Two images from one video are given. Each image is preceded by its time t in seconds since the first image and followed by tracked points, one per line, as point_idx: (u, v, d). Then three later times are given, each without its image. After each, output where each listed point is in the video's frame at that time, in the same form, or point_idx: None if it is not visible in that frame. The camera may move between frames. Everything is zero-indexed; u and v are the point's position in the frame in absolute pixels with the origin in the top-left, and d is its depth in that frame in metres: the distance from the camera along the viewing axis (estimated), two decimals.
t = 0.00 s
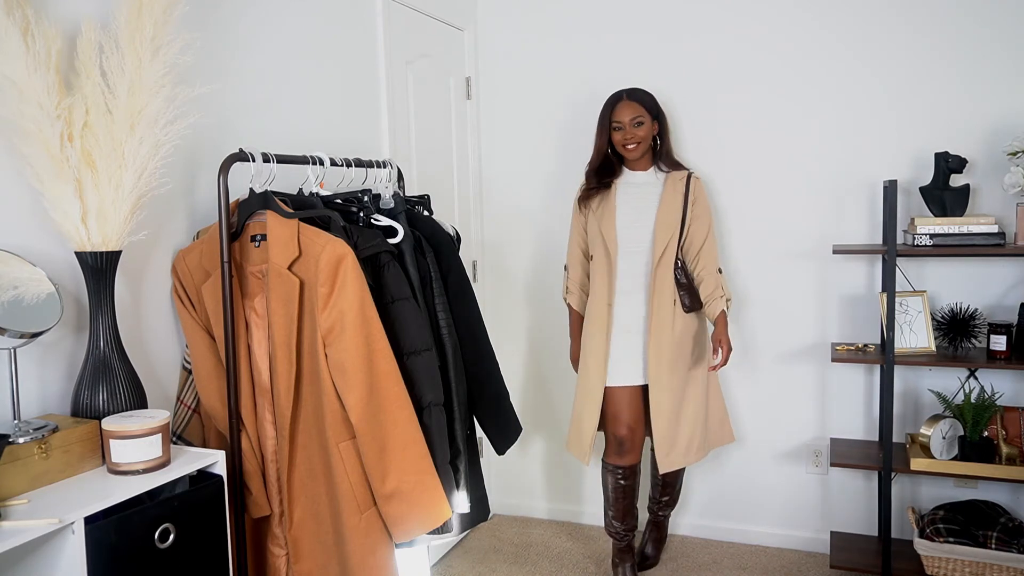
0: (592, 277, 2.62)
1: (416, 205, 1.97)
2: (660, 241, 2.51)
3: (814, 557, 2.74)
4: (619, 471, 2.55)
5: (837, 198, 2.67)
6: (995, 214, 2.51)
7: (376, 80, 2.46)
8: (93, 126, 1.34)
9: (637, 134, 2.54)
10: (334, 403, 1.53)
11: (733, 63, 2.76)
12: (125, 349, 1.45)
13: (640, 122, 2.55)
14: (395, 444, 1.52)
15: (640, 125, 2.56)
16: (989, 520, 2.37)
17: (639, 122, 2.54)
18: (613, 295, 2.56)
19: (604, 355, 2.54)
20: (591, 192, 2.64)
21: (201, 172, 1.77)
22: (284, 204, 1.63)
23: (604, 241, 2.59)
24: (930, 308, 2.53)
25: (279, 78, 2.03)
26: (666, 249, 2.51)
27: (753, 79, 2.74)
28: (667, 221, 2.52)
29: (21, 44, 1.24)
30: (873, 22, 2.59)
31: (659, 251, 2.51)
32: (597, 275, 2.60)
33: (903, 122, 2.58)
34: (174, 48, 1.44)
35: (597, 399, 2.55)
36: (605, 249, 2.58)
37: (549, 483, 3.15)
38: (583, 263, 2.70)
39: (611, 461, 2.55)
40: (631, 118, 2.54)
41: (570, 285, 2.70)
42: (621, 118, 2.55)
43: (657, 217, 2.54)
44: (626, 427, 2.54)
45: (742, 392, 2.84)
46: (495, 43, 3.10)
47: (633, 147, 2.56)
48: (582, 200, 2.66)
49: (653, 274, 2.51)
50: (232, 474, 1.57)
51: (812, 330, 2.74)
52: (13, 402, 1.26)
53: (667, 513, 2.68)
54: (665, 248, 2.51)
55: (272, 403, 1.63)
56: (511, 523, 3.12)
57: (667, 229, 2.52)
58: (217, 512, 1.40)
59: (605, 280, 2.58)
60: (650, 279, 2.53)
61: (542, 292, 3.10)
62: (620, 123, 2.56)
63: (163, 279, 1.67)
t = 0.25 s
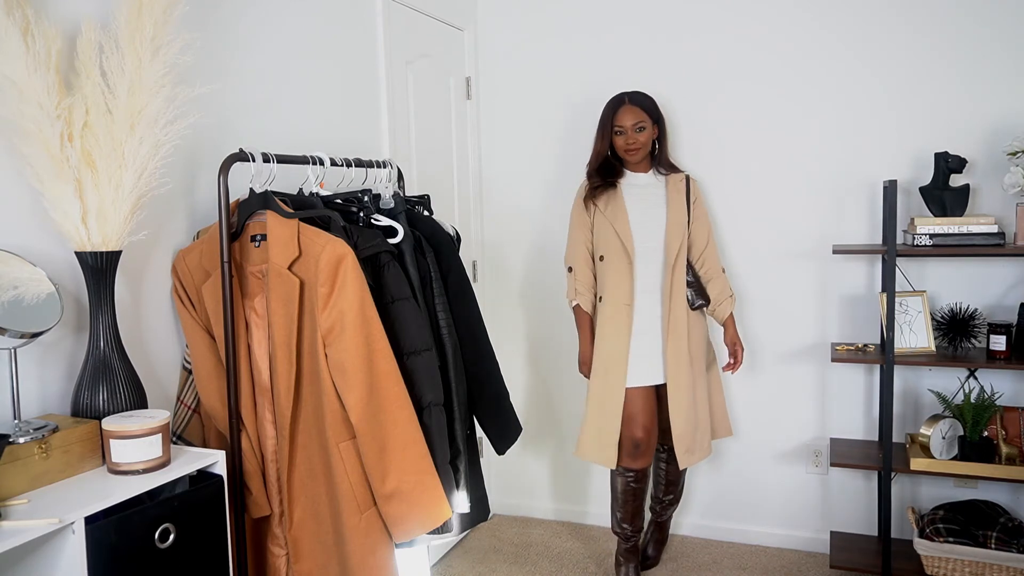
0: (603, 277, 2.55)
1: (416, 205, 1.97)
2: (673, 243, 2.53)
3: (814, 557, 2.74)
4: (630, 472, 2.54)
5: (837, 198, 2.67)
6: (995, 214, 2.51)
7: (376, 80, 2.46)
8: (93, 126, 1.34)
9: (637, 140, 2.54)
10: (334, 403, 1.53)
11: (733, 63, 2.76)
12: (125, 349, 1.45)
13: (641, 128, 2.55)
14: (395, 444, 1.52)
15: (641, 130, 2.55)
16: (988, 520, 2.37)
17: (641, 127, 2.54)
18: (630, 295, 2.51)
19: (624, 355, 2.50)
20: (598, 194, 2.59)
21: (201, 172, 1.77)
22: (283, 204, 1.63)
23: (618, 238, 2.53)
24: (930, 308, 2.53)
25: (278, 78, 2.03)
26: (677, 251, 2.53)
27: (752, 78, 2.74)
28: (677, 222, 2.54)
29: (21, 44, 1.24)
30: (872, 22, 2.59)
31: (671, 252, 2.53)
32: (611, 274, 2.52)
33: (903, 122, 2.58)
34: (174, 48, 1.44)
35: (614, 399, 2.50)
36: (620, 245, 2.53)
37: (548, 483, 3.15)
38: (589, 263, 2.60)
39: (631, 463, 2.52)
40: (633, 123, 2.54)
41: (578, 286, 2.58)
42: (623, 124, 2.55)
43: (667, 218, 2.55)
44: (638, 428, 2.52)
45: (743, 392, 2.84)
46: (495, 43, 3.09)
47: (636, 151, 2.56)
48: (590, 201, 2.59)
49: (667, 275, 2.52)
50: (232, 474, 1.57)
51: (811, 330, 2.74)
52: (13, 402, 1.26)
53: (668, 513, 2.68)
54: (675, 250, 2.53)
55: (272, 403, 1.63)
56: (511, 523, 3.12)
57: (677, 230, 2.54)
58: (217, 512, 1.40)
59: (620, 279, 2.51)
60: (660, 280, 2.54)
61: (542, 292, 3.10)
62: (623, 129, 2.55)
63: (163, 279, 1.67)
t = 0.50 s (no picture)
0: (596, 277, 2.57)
1: (416, 205, 1.97)
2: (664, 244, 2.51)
3: (814, 557, 2.74)
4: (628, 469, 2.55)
5: (837, 198, 2.67)
6: (995, 214, 2.51)
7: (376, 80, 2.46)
8: (93, 126, 1.34)
9: (637, 137, 2.54)
10: (334, 403, 1.53)
11: (733, 64, 2.76)
12: (125, 349, 1.45)
13: (641, 125, 2.55)
14: (395, 444, 1.52)
15: (642, 128, 2.55)
16: (988, 520, 2.37)
17: (641, 125, 2.54)
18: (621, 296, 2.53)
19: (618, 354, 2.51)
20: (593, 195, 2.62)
21: (201, 172, 1.77)
22: (283, 204, 1.63)
23: (610, 240, 2.55)
24: (930, 308, 2.53)
25: (278, 78, 2.03)
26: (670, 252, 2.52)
27: (752, 78, 2.74)
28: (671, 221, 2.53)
29: (21, 44, 1.24)
30: (872, 22, 2.59)
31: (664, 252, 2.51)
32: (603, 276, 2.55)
33: (903, 122, 2.58)
34: (174, 48, 1.44)
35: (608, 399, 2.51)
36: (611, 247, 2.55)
37: (548, 483, 3.15)
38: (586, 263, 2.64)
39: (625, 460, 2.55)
40: (633, 120, 2.54)
41: (574, 285, 2.62)
42: (623, 121, 2.55)
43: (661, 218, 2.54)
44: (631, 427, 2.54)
45: (743, 392, 2.84)
46: (495, 43, 3.09)
47: (635, 149, 2.55)
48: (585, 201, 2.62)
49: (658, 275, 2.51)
50: (232, 474, 1.57)
51: (812, 330, 2.74)
52: (13, 402, 1.26)
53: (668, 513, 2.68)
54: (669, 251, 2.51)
55: (272, 403, 1.63)
56: (511, 523, 3.12)
57: (671, 229, 2.52)
58: (217, 512, 1.40)
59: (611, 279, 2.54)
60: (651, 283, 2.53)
61: (542, 292, 3.10)
62: (623, 126, 2.55)
63: (163, 279, 1.67)
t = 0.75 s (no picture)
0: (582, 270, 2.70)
1: (416, 205, 1.97)
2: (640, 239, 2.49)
3: (814, 557, 2.74)
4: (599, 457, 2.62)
5: (837, 198, 2.67)
6: (995, 214, 2.51)
7: (376, 80, 2.46)
8: (93, 126, 1.34)
9: (632, 128, 2.54)
10: (334, 403, 1.53)
11: (733, 64, 2.76)
12: (125, 349, 1.45)
13: (638, 117, 2.54)
14: (395, 444, 1.52)
15: (638, 119, 2.54)
16: (988, 520, 2.37)
17: (636, 116, 2.54)
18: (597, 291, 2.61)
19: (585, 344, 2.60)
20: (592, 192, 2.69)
21: (201, 172, 1.77)
22: (283, 204, 1.63)
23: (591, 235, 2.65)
24: (930, 308, 2.53)
25: (278, 79, 2.03)
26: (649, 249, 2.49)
27: (752, 79, 2.74)
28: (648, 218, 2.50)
29: (21, 44, 1.24)
30: (872, 22, 2.59)
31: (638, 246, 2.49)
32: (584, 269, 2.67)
33: (903, 122, 2.58)
34: (174, 48, 1.44)
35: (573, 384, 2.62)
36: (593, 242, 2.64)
37: (548, 483, 3.15)
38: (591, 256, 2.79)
39: (595, 449, 2.62)
40: (629, 111, 2.54)
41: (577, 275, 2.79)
42: (619, 112, 2.56)
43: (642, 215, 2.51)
44: (600, 416, 2.60)
45: (743, 392, 2.84)
46: (495, 43, 3.10)
47: (629, 140, 2.55)
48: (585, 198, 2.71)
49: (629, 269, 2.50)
50: (232, 474, 1.57)
51: (812, 330, 2.74)
52: (13, 402, 1.26)
53: (668, 512, 2.69)
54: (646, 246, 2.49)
55: (272, 403, 1.63)
56: (511, 522, 3.12)
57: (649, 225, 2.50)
58: (217, 512, 1.40)
59: (592, 274, 2.64)
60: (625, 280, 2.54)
61: (542, 292, 3.10)
62: (619, 117, 2.56)
63: (163, 279, 1.67)
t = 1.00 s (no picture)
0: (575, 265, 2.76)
1: (416, 206, 1.97)
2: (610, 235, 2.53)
3: (814, 557, 2.74)
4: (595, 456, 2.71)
5: (836, 198, 2.67)
6: (995, 214, 2.51)
7: (376, 80, 2.46)
8: (93, 126, 1.34)
9: (622, 127, 2.56)
10: (334, 403, 1.53)
11: (733, 64, 2.76)
12: (125, 350, 1.45)
13: (629, 116, 2.56)
14: (395, 444, 1.52)
15: (629, 118, 2.57)
16: (988, 520, 2.37)
17: (628, 116, 2.56)
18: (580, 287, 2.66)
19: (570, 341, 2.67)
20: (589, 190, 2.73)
21: (201, 172, 1.77)
22: (283, 204, 1.63)
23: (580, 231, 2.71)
24: (930, 308, 2.54)
25: (279, 79, 2.03)
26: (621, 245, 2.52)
27: (753, 78, 2.74)
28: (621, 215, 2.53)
29: (21, 44, 1.24)
30: (873, 22, 2.59)
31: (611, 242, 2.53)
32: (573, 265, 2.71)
33: (903, 122, 2.58)
34: (174, 48, 1.44)
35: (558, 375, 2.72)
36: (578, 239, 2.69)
37: (548, 483, 3.15)
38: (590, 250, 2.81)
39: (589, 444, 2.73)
40: (621, 110, 2.56)
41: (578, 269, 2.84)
42: (611, 110, 2.58)
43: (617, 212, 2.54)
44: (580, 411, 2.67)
45: (743, 393, 2.84)
46: (495, 43, 3.10)
47: (619, 140, 2.58)
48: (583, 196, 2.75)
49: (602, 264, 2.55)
50: (232, 474, 1.57)
51: (812, 330, 2.74)
52: (13, 402, 1.26)
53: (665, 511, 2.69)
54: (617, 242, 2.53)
55: (272, 403, 1.63)
56: (510, 523, 3.12)
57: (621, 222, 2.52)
58: (217, 512, 1.40)
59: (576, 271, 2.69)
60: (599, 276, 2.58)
61: (542, 292, 3.10)
62: (611, 115, 2.58)
63: (163, 279, 1.67)
